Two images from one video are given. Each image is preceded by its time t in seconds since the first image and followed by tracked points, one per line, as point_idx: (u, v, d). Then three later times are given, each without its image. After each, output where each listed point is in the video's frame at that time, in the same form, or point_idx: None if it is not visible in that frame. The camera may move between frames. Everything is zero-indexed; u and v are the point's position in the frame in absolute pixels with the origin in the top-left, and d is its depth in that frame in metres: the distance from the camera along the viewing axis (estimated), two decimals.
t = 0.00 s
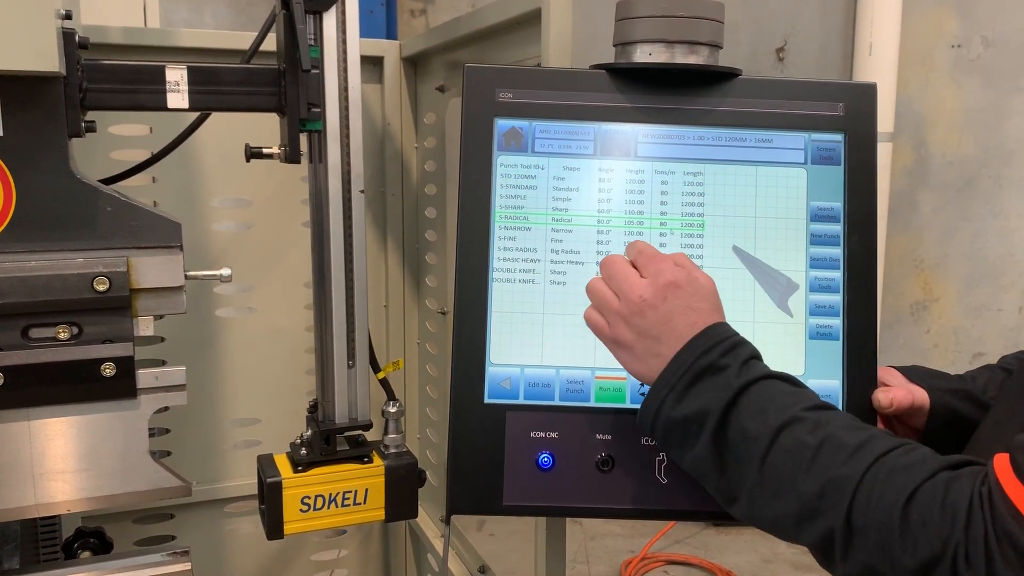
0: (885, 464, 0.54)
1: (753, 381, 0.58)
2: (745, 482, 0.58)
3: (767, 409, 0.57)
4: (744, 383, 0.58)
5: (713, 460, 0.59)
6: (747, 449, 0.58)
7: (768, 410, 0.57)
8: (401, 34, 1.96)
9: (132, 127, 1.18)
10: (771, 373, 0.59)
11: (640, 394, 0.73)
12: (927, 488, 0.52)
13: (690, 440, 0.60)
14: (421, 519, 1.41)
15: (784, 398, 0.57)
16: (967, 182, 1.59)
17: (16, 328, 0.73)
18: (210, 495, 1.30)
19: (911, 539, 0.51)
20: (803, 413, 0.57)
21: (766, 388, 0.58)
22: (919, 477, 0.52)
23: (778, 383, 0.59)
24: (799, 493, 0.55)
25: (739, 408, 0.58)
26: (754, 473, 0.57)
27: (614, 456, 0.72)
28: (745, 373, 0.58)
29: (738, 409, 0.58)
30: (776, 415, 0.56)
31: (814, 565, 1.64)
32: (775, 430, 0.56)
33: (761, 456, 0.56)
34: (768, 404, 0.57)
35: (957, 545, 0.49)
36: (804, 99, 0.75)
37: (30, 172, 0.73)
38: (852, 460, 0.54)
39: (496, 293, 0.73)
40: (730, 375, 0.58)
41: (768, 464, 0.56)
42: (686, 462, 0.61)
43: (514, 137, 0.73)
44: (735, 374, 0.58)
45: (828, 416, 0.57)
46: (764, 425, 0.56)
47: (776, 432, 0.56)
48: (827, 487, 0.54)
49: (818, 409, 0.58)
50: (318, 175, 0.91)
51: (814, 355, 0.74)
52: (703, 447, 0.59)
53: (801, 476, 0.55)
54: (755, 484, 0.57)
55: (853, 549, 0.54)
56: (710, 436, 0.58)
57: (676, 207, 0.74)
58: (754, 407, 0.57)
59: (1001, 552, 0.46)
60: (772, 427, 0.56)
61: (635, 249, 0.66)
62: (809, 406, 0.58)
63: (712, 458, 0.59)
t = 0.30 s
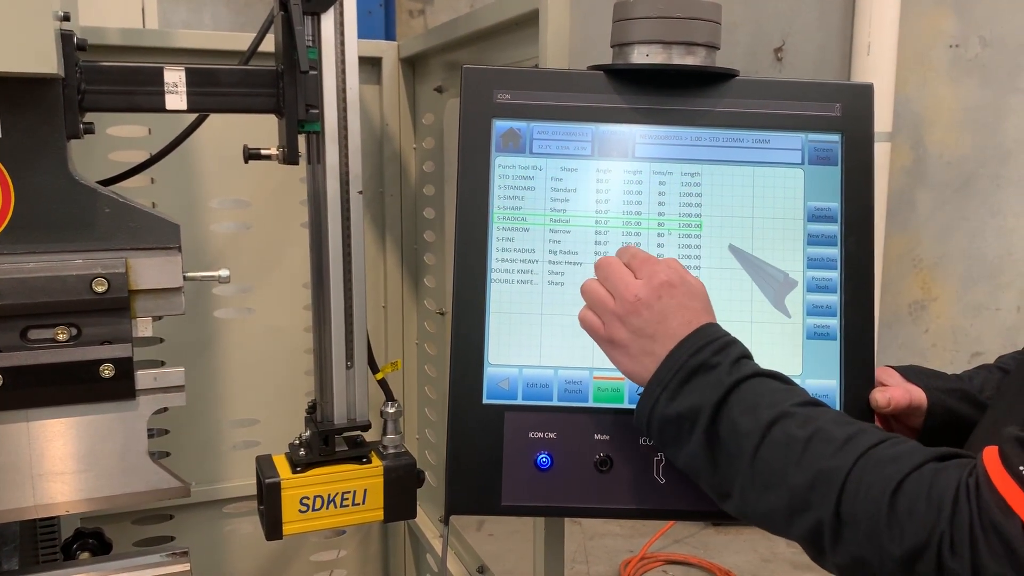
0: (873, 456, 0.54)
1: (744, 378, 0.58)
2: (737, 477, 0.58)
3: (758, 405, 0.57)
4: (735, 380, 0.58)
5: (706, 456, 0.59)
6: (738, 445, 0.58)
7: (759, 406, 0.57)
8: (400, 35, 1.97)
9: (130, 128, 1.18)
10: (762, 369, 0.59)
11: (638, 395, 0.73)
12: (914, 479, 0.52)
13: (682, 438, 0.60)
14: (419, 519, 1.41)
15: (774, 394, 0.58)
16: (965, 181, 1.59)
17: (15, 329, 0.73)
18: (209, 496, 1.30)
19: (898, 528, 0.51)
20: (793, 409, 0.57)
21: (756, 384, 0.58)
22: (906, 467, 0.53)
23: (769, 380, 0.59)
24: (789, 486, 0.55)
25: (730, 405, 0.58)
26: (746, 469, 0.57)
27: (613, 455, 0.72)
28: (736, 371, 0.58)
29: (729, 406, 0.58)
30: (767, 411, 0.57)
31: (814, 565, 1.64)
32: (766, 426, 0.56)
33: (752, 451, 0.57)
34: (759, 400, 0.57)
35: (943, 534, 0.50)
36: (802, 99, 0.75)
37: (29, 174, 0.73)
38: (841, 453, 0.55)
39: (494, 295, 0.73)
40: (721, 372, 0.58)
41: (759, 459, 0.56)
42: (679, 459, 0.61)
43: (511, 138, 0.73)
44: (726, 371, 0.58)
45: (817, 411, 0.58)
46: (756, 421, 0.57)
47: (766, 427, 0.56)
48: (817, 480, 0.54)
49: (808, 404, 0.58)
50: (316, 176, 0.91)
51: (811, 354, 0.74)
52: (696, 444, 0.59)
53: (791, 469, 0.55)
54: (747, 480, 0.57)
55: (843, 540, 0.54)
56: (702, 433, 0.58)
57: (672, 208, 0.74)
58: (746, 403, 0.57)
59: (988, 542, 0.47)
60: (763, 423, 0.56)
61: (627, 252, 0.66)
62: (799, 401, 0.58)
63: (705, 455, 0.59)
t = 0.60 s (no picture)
0: (868, 451, 0.54)
1: (741, 376, 0.59)
2: (733, 474, 0.58)
3: (755, 402, 0.57)
4: (733, 377, 0.58)
5: (703, 453, 0.59)
6: (735, 442, 0.58)
7: (756, 403, 0.57)
8: (398, 34, 1.97)
9: (129, 128, 1.18)
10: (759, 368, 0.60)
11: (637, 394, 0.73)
12: (907, 472, 0.53)
13: (680, 435, 0.60)
14: (419, 519, 1.41)
15: (771, 392, 0.58)
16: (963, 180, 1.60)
17: (15, 329, 0.73)
18: (209, 496, 1.30)
19: (892, 521, 0.52)
20: (790, 406, 0.57)
21: (753, 382, 0.59)
22: (899, 460, 0.53)
23: (765, 378, 0.60)
24: (785, 482, 0.55)
25: (727, 402, 0.58)
26: (742, 465, 0.57)
27: (613, 455, 0.72)
28: (734, 369, 0.59)
29: (727, 403, 0.58)
30: (764, 407, 0.57)
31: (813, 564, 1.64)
32: (762, 422, 0.56)
33: (749, 447, 0.57)
34: (755, 396, 0.58)
35: (934, 526, 0.50)
36: (801, 98, 0.75)
37: (28, 174, 0.73)
38: (835, 448, 0.55)
39: (494, 295, 0.73)
40: (719, 369, 0.59)
41: (755, 455, 0.56)
42: (675, 457, 0.61)
43: (511, 138, 0.73)
44: (725, 369, 0.59)
45: (813, 408, 0.58)
46: (752, 417, 0.57)
47: (763, 423, 0.56)
48: (811, 474, 0.54)
49: (804, 402, 0.58)
50: (315, 176, 0.91)
51: (810, 354, 0.74)
52: (694, 441, 0.59)
53: (787, 464, 0.55)
54: (743, 476, 0.57)
55: (836, 535, 0.54)
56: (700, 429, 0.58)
57: (672, 207, 0.74)
58: (743, 400, 0.58)
59: (982, 535, 0.48)
60: (760, 419, 0.57)
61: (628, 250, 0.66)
62: (795, 399, 0.58)
63: (702, 452, 0.59)
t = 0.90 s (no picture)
0: (939, 479, 0.47)
1: (818, 366, 0.51)
2: (788, 470, 0.52)
3: (825, 398, 0.50)
4: (807, 367, 0.51)
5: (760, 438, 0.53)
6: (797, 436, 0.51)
7: (827, 401, 0.50)
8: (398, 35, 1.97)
9: (128, 129, 1.18)
10: (839, 359, 0.52)
11: (637, 394, 0.73)
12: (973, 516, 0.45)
13: (735, 418, 0.54)
14: (418, 519, 1.41)
15: (848, 390, 0.51)
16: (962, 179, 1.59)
17: (14, 330, 0.73)
18: (209, 496, 1.30)
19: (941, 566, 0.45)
20: (864, 409, 0.50)
21: (831, 375, 0.51)
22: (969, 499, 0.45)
23: (845, 370, 0.52)
24: (835, 493, 0.49)
25: (796, 392, 0.51)
26: (798, 461, 0.51)
27: (612, 455, 0.72)
28: (810, 357, 0.51)
29: (794, 393, 0.51)
30: (833, 406, 0.50)
31: (813, 563, 1.64)
32: (829, 422, 0.50)
33: (808, 446, 0.50)
34: (829, 392, 0.50)
35: None
36: (800, 98, 0.75)
37: (26, 175, 0.73)
38: (900, 470, 0.47)
39: (493, 294, 0.73)
40: (792, 355, 0.51)
41: (813, 457, 0.50)
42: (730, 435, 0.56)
43: (510, 137, 0.73)
44: (800, 356, 0.51)
45: (890, 416, 0.50)
46: (821, 414, 0.50)
47: (829, 423, 0.50)
48: (869, 494, 0.48)
49: (881, 407, 0.51)
50: (314, 176, 0.91)
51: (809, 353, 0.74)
52: (750, 429, 0.53)
53: (840, 476, 0.49)
54: (796, 471, 0.51)
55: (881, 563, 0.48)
56: (761, 414, 0.52)
57: (670, 207, 0.74)
58: (814, 395, 0.51)
59: None
60: (826, 418, 0.50)
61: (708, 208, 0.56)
62: (870, 402, 0.50)
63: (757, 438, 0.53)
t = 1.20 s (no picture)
0: None
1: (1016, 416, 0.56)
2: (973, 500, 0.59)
3: (1009, 443, 0.56)
4: (1001, 412, 0.57)
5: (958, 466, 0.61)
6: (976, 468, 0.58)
7: (1010, 447, 0.56)
8: (396, 35, 1.97)
9: (126, 129, 1.18)
10: None
11: (635, 393, 0.73)
12: None
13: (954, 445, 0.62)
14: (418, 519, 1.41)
15: None
16: (961, 177, 1.63)
17: (12, 330, 0.73)
18: (208, 496, 1.30)
19: None
20: None
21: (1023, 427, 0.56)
22: None
23: None
24: (981, 528, 0.56)
25: (990, 432, 0.57)
26: (971, 490, 0.58)
27: (611, 454, 0.72)
28: (1010, 407, 0.57)
29: (985, 434, 0.58)
30: (1012, 451, 0.55)
31: (813, 562, 1.64)
32: (998, 464, 0.56)
33: (977, 478, 0.57)
34: (1014, 439, 0.56)
35: None
36: (798, 97, 0.75)
37: (24, 175, 0.73)
38: None
39: (492, 293, 0.73)
40: (995, 401, 0.58)
41: (976, 489, 0.57)
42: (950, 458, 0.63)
43: (509, 136, 0.73)
44: (1003, 403, 0.57)
45: None
46: (996, 455, 0.56)
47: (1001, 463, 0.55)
48: (1005, 532, 0.54)
49: None
50: (313, 176, 0.91)
51: (807, 352, 0.74)
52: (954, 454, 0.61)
53: (988, 514, 0.56)
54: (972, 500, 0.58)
55: None
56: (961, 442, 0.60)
57: (670, 205, 0.74)
58: (1001, 439, 0.57)
59: None
60: (1001, 459, 0.56)
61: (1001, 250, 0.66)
62: None
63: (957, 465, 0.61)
